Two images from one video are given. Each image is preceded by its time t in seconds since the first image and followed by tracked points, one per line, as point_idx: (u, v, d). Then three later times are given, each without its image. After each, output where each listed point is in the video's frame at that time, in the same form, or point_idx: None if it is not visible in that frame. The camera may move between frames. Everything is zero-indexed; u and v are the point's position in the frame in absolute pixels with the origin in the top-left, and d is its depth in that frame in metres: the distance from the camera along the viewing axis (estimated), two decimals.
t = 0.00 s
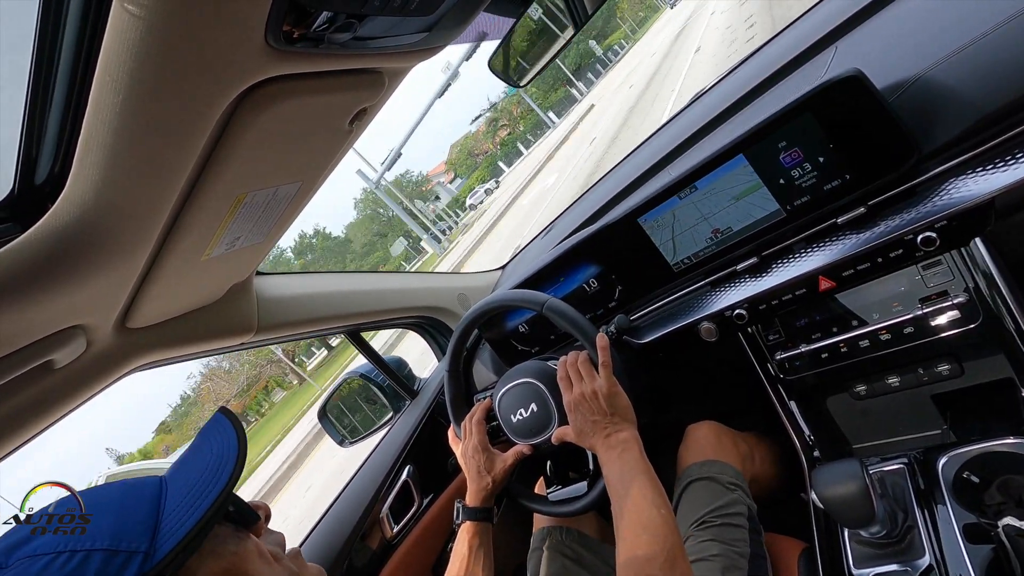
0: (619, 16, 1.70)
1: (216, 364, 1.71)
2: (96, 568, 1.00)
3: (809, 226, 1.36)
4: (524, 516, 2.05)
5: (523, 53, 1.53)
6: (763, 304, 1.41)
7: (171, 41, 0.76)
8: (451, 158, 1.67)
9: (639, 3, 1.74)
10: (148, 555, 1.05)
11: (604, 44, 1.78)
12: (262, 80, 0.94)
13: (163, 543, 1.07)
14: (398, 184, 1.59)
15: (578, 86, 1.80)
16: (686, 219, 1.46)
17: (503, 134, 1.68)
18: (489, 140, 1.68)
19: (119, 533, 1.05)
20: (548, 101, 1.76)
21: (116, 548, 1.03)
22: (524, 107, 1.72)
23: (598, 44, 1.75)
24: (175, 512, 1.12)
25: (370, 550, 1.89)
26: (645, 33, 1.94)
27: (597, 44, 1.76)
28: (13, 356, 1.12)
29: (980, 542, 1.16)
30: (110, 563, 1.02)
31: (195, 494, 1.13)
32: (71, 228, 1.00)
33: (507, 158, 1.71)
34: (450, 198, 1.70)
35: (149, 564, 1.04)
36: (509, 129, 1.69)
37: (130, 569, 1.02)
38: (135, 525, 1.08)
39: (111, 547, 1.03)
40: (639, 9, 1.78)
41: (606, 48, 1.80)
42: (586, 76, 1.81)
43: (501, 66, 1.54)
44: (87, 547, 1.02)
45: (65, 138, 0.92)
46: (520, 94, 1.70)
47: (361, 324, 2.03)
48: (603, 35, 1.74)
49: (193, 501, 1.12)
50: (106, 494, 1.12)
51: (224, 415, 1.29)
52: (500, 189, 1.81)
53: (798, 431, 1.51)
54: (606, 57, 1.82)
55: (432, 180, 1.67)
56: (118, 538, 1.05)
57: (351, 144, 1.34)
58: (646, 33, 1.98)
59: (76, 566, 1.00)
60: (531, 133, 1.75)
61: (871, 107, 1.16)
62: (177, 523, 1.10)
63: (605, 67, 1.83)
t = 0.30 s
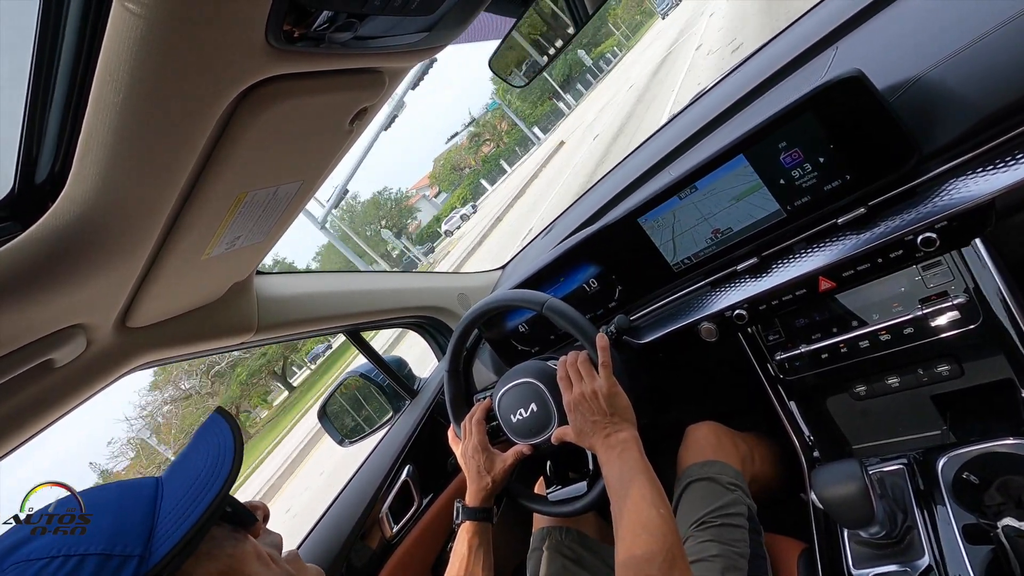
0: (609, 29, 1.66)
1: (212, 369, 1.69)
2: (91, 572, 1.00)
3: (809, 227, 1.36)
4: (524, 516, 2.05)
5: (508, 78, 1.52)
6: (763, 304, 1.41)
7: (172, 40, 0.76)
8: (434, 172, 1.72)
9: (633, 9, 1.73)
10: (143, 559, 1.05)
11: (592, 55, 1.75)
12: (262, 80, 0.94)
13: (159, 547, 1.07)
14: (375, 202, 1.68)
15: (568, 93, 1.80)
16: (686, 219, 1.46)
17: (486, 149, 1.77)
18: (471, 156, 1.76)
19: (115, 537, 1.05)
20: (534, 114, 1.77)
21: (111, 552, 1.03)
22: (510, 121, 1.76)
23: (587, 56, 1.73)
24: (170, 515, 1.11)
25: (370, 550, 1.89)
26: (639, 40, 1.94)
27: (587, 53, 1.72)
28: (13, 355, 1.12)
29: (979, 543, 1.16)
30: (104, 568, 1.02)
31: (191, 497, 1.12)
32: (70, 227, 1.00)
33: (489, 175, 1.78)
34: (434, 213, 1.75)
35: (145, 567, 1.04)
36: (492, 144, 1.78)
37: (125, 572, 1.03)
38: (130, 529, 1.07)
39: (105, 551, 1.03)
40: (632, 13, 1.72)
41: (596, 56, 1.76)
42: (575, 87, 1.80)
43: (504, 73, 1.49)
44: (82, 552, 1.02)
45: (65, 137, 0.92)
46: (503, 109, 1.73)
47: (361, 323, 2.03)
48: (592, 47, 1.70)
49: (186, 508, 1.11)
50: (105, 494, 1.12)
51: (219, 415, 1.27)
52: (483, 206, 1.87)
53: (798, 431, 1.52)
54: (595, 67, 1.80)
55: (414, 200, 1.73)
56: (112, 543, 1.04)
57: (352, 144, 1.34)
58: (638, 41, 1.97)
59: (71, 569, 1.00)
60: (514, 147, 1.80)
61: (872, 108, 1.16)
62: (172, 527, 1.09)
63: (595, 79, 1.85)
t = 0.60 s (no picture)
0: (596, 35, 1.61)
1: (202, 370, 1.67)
2: (92, 570, 0.99)
3: (809, 227, 1.36)
4: (523, 515, 2.06)
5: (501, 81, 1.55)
6: (762, 304, 1.41)
7: (172, 38, 0.76)
8: (414, 188, 1.68)
9: (627, 13, 1.64)
10: (143, 557, 1.04)
11: (580, 63, 1.69)
12: (262, 78, 0.94)
13: (159, 545, 1.07)
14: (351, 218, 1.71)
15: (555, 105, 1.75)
16: (686, 219, 1.46)
17: (467, 165, 1.73)
18: (451, 172, 1.72)
19: (116, 536, 1.05)
20: (519, 130, 1.74)
21: (111, 551, 1.03)
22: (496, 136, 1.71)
23: (573, 66, 1.68)
24: (169, 513, 1.11)
25: (369, 549, 1.89)
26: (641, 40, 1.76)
27: (574, 63, 1.68)
28: (13, 353, 1.12)
29: (978, 543, 1.16)
30: (106, 566, 1.01)
31: (192, 492, 1.13)
32: (70, 225, 1.00)
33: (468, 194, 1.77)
34: (415, 230, 1.78)
35: (145, 565, 1.04)
36: (473, 159, 1.73)
37: (126, 570, 1.02)
38: (130, 528, 1.07)
39: (106, 549, 1.03)
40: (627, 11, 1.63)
41: (584, 65, 1.70)
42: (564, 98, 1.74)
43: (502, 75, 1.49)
44: (82, 550, 1.01)
45: (64, 135, 0.92)
46: (485, 124, 1.68)
47: (360, 322, 2.03)
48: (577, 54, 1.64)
49: (187, 503, 1.11)
50: (105, 494, 1.12)
51: (217, 411, 1.28)
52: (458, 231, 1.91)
53: (797, 432, 1.52)
54: (585, 76, 1.73)
55: (394, 215, 1.74)
56: (113, 541, 1.04)
57: (351, 143, 1.34)
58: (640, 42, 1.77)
59: (71, 568, 0.99)
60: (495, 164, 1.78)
61: (872, 109, 1.16)
62: (172, 523, 1.10)
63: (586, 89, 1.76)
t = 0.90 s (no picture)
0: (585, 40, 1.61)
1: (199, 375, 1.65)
2: (93, 569, 1.00)
3: (808, 225, 1.36)
4: (523, 513, 2.06)
5: (490, 84, 1.57)
6: (762, 302, 1.41)
7: (171, 37, 0.76)
8: (393, 207, 1.65)
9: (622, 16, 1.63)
10: (144, 553, 1.05)
11: (566, 75, 1.69)
12: (261, 77, 0.94)
13: (160, 540, 1.08)
14: (323, 241, 1.76)
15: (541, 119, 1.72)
16: (685, 218, 1.47)
17: (446, 184, 1.70)
18: (428, 191, 1.69)
19: (116, 532, 1.06)
20: (503, 148, 1.69)
21: (113, 547, 1.04)
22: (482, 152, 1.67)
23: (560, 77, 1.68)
24: (169, 509, 1.12)
25: (369, 548, 1.89)
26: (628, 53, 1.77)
27: (561, 75, 1.68)
28: (13, 352, 1.12)
29: (977, 541, 1.17)
30: (108, 562, 1.02)
31: (189, 491, 1.13)
32: (70, 224, 1.00)
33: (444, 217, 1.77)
34: (395, 244, 1.82)
35: (147, 561, 1.04)
36: (452, 178, 1.70)
37: (128, 567, 1.03)
38: (131, 525, 1.08)
39: (107, 546, 1.04)
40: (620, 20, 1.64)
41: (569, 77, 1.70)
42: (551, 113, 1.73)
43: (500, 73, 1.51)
44: (84, 548, 1.02)
45: (63, 134, 0.92)
46: (460, 143, 1.62)
47: (360, 321, 2.03)
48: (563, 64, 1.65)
49: (185, 499, 1.12)
50: (104, 494, 1.12)
51: (212, 411, 1.28)
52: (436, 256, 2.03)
53: (796, 431, 1.51)
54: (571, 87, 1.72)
55: (376, 231, 1.76)
56: (114, 537, 1.05)
57: (351, 142, 1.34)
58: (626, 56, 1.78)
59: (73, 567, 1.00)
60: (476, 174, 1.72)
61: (872, 109, 1.16)
62: (170, 520, 1.10)
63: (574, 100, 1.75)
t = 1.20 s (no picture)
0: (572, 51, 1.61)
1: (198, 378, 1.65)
2: None
3: (809, 226, 1.36)
4: (524, 514, 2.06)
5: (468, 99, 1.60)
6: (763, 303, 1.41)
7: (172, 38, 0.76)
8: (368, 227, 1.68)
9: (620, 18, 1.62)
10: (138, 563, 1.04)
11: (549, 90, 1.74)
12: (262, 78, 0.94)
13: (153, 549, 1.07)
14: (293, 262, 1.86)
15: (524, 136, 1.78)
16: (685, 218, 1.47)
17: (419, 206, 1.74)
18: (401, 213, 1.71)
19: (109, 540, 1.05)
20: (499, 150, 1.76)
21: (106, 556, 1.03)
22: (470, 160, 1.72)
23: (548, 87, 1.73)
24: (164, 517, 1.11)
25: (370, 549, 1.89)
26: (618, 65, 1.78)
27: (544, 88, 1.72)
28: (14, 354, 1.12)
29: (979, 542, 1.16)
30: (100, 570, 1.01)
31: (182, 498, 1.13)
32: (70, 226, 1.00)
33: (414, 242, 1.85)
34: (374, 260, 1.90)
35: (140, 569, 1.04)
36: (426, 200, 1.75)
37: None
38: (124, 533, 1.07)
39: (101, 555, 1.03)
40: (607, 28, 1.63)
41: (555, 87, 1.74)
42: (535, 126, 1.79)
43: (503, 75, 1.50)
44: (76, 557, 1.01)
45: (65, 135, 0.92)
46: (430, 165, 1.67)
47: (360, 322, 2.03)
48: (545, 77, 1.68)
49: (179, 508, 1.11)
50: (103, 496, 1.12)
51: (206, 415, 1.28)
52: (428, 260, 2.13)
53: (798, 432, 1.51)
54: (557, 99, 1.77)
55: (352, 250, 1.79)
56: (106, 546, 1.04)
57: (352, 143, 1.34)
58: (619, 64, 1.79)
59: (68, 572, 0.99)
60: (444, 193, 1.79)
61: (872, 109, 1.16)
62: (164, 529, 1.09)
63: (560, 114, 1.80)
